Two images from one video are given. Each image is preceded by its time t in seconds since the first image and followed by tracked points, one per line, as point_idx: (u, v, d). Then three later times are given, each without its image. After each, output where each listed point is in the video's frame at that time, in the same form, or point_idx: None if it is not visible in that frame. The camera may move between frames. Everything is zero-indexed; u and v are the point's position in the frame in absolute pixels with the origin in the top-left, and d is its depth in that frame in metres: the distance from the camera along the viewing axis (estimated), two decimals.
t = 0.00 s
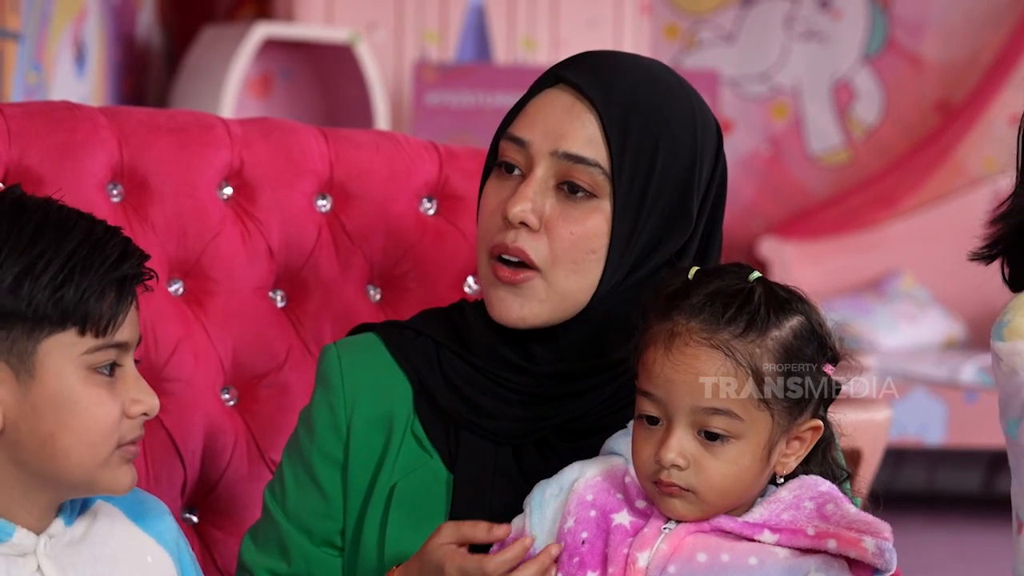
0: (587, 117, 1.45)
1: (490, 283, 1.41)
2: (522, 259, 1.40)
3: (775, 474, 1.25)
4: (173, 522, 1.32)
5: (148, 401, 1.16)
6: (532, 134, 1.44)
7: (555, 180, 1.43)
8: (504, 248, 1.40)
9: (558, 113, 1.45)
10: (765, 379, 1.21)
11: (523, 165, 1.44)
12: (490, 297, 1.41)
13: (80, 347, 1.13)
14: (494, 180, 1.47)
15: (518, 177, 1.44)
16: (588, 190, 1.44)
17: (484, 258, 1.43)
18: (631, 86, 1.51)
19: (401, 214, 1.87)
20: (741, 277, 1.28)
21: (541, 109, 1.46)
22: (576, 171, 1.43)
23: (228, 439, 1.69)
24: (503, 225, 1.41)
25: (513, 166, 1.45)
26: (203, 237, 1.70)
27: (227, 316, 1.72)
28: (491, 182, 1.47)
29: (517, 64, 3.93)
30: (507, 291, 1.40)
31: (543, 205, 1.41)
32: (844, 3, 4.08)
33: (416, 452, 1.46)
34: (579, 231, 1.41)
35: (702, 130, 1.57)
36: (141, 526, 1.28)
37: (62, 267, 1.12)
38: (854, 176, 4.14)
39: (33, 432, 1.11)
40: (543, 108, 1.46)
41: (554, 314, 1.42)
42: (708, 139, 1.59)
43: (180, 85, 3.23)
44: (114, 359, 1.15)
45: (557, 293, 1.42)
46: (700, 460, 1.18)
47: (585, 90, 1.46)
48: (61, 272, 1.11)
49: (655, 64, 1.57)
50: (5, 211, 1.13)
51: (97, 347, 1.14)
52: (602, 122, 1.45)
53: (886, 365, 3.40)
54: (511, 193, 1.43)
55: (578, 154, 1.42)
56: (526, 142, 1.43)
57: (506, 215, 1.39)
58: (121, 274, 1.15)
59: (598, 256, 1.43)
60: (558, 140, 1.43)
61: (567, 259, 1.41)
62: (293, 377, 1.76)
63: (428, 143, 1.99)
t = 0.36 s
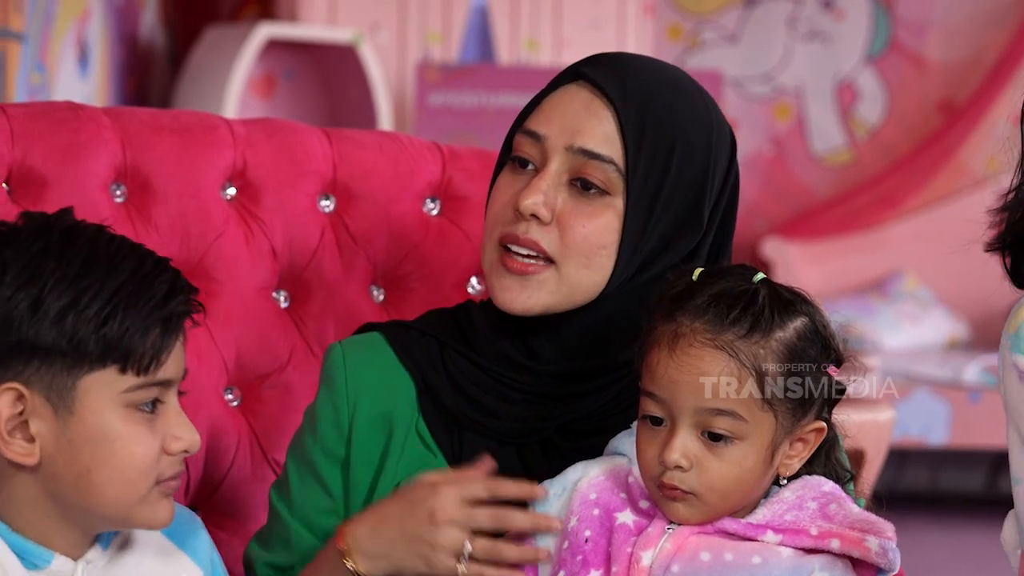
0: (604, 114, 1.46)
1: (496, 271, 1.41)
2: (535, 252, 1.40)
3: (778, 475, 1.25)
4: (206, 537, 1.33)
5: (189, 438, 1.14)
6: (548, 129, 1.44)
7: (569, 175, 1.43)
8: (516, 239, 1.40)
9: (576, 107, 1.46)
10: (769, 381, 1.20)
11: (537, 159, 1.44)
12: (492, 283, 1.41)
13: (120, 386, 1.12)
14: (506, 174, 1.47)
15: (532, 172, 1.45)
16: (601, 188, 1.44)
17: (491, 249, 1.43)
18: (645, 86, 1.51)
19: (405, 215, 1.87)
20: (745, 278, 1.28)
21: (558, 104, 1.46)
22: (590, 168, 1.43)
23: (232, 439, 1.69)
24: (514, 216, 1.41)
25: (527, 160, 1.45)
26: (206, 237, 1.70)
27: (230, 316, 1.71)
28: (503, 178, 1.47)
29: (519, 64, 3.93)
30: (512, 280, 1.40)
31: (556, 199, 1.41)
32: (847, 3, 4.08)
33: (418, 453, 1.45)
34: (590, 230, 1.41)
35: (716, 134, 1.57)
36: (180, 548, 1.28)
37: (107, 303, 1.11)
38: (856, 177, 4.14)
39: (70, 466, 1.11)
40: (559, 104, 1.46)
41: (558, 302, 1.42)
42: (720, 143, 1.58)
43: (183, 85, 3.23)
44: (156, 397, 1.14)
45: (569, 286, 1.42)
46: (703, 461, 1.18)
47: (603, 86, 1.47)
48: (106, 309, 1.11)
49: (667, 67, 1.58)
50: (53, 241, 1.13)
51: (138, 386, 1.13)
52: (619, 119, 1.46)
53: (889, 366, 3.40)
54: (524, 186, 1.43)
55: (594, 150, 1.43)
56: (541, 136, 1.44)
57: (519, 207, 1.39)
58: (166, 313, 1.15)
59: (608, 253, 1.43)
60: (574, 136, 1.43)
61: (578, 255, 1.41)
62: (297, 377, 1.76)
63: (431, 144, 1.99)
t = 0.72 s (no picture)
0: (599, 138, 1.44)
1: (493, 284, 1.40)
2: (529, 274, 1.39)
3: (779, 477, 1.25)
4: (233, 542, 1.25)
5: (228, 484, 1.04)
6: (545, 148, 1.43)
7: (565, 198, 1.41)
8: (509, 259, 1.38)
9: (571, 130, 1.44)
10: (767, 382, 1.20)
11: (534, 178, 1.43)
12: (489, 292, 1.40)
13: (161, 438, 1.01)
14: (504, 189, 1.46)
15: (529, 190, 1.43)
16: (596, 211, 1.42)
17: (487, 267, 1.43)
18: (643, 96, 1.51)
19: (406, 215, 1.87)
20: (743, 280, 1.28)
21: (556, 121, 1.45)
22: (586, 191, 1.42)
23: (232, 439, 1.70)
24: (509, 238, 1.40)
25: (524, 178, 1.44)
26: (207, 237, 1.70)
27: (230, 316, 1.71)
28: (502, 192, 1.47)
29: (520, 65, 3.92)
30: (508, 290, 1.38)
31: (551, 219, 1.39)
32: (848, 3, 4.08)
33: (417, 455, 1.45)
34: (585, 252, 1.40)
35: (716, 147, 1.57)
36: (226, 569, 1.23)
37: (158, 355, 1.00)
38: (857, 177, 4.15)
39: (107, 519, 1.00)
40: (557, 120, 1.45)
41: (552, 321, 1.40)
42: (721, 149, 1.58)
43: (184, 85, 3.23)
44: (197, 449, 1.03)
45: (561, 307, 1.40)
46: (703, 462, 1.18)
47: (598, 104, 1.46)
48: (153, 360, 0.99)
49: (667, 73, 1.58)
50: (101, 280, 1.00)
51: (180, 438, 1.02)
52: (615, 136, 1.45)
53: (890, 366, 3.40)
54: (519, 209, 1.42)
55: (590, 173, 1.41)
56: (539, 156, 1.42)
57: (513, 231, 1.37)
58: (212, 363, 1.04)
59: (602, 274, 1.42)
60: (571, 157, 1.42)
61: (572, 276, 1.39)
62: (298, 377, 1.76)
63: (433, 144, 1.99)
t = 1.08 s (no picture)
0: (583, 163, 1.41)
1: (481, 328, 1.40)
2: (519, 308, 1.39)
3: (782, 481, 1.25)
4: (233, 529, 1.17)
5: (100, 530, 0.91)
6: (530, 176, 1.39)
7: (550, 228, 1.38)
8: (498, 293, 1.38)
9: (556, 157, 1.40)
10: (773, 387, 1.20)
11: (519, 206, 1.40)
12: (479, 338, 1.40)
13: (17, 463, 0.90)
14: (490, 216, 1.43)
15: (515, 217, 1.41)
16: (583, 241, 1.40)
17: (477, 297, 1.42)
18: (631, 110, 1.49)
19: (408, 216, 1.87)
20: (750, 281, 1.28)
21: (538, 149, 1.41)
22: (572, 222, 1.38)
23: (234, 440, 1.70)
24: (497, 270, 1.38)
25: (510, 205, 1.41)
26: (209, 237, 1.70)
27: (231, 316, 1.71)
28: (487, 218, 1.44)
29: (522, 65, 3.93)
30: (497, 339, 1.39)
31: (538, 249, 1.37)
32: (850, 4, 4.08)
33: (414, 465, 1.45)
34: (572, 281, 1.38)
35: (704, 159, 1.55)
36: (201, 538, 1.13)
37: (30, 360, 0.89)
38: (859, 177, 4.15)
39: None
40: (537, 149, 1.42)
41: (544, 356, 1.42)
42: (716, 156, 1.58)
43: (186, 85, 3.24)
44: (63, 482, 0.91)
45: (552, 337, 1.41)
46: (708, 463, 1.18)
47: (582, 134, 1.42)
48: None
49: (647, 80, 1.55)
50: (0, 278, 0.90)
51: (36, 468, 0.90)
52: (598, 168, 1.41)
53: (891, 367, 3.40)
54: (506, 238, 1.39)
55: (576, 205, 1.38)
56: (523, 184, 1.39)
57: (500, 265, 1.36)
58: (119, 374, 0.92)
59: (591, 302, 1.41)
60: (556, 188, 1.38)
61: (562, 305, 1.39)
62: (300, 377, 1.76)
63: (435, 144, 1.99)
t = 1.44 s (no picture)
0: (596, 153, 1.41)
1: (496, 319, 1.39)
2: (535, 296, 1.38)
3: (786, 483, 1.25)
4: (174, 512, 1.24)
5: (45, 521, 1.00)
6: (542, 168, 1.39)
7: (565, 218, 1.38)
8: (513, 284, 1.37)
9: (568, 149, 1.41)
10: (777, 392, 1.20)
11: (531, 198, 1.40)
12: (494, 328, 1.39)
13: None
14: (500, 210, 1.43)
15: (528, 209, 1.40)
16: (598, 230, 1.40)
17: (489, 289, 1.41)
18: (638, 107, 1.49)
19: (409, 216, 1.87)
20: (752, 285, 1.28)
21: (551, 140, 1.42)
22: (587, 211, 1.38)
23: (236, 441, 1.70)
24: (511, 260, 1.38)
25: (521, 198, 1.41)
26: (211, 238, 1.70)
27: (233, 316, 1.72)
28: (498, 212, 1.43)
29: (524, 66, 3.92)
30: (512, 327, 1.38)
31: (553, 240, 1.37)
32: (851, 4, 4.07)
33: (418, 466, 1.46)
34: (588, 270, 1.38)
35: (709, 158, 1.55)
36: (142, 530, 1.19)
37: None
38: (861, 178, 4.15)
39: None
40: (549, 143, 1.42)
41: (559, 345, 1.41)
42: (720, 156, 1.58)
43: (187, 86, 3.24)
44: None
45: (568, 326, 1.40)
46: (711, 471, 1.18)
47: (595, 125, 1.42)
48: None
49: (656, 74, 1.56)
50: None
51: None
52: (612, 159, 1.41)
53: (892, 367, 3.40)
54: (519, 230, 1.39)
55: (590, 193, 1.38)
56: (535, 177, 1.39)
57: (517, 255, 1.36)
58: (16, 369, 1.00)
59: (606, 292, 1.40)
60: (569, 178, 1.38)
61: (577, 294, 1.38)
62: (301, 378, 1.76)
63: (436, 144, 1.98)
